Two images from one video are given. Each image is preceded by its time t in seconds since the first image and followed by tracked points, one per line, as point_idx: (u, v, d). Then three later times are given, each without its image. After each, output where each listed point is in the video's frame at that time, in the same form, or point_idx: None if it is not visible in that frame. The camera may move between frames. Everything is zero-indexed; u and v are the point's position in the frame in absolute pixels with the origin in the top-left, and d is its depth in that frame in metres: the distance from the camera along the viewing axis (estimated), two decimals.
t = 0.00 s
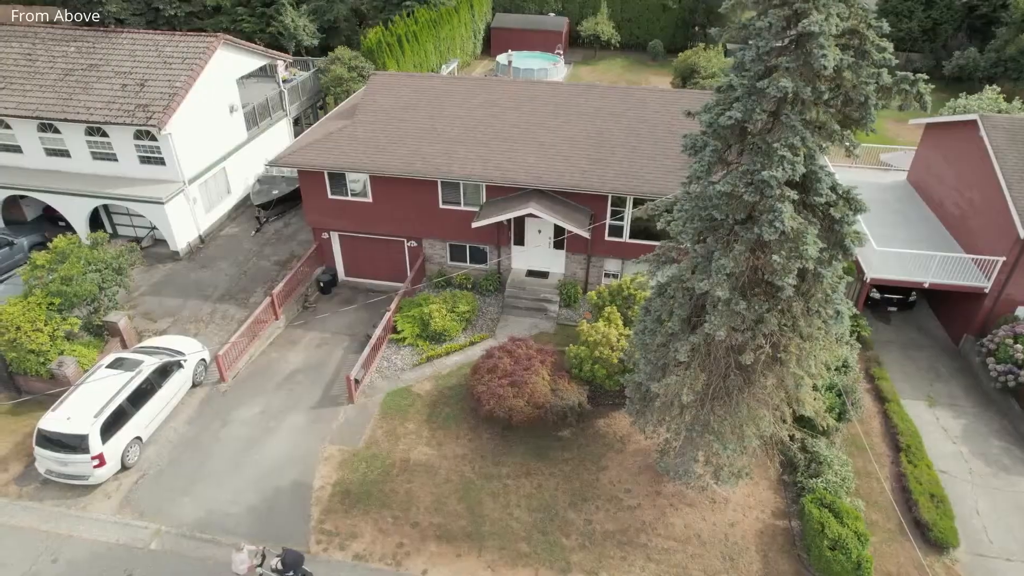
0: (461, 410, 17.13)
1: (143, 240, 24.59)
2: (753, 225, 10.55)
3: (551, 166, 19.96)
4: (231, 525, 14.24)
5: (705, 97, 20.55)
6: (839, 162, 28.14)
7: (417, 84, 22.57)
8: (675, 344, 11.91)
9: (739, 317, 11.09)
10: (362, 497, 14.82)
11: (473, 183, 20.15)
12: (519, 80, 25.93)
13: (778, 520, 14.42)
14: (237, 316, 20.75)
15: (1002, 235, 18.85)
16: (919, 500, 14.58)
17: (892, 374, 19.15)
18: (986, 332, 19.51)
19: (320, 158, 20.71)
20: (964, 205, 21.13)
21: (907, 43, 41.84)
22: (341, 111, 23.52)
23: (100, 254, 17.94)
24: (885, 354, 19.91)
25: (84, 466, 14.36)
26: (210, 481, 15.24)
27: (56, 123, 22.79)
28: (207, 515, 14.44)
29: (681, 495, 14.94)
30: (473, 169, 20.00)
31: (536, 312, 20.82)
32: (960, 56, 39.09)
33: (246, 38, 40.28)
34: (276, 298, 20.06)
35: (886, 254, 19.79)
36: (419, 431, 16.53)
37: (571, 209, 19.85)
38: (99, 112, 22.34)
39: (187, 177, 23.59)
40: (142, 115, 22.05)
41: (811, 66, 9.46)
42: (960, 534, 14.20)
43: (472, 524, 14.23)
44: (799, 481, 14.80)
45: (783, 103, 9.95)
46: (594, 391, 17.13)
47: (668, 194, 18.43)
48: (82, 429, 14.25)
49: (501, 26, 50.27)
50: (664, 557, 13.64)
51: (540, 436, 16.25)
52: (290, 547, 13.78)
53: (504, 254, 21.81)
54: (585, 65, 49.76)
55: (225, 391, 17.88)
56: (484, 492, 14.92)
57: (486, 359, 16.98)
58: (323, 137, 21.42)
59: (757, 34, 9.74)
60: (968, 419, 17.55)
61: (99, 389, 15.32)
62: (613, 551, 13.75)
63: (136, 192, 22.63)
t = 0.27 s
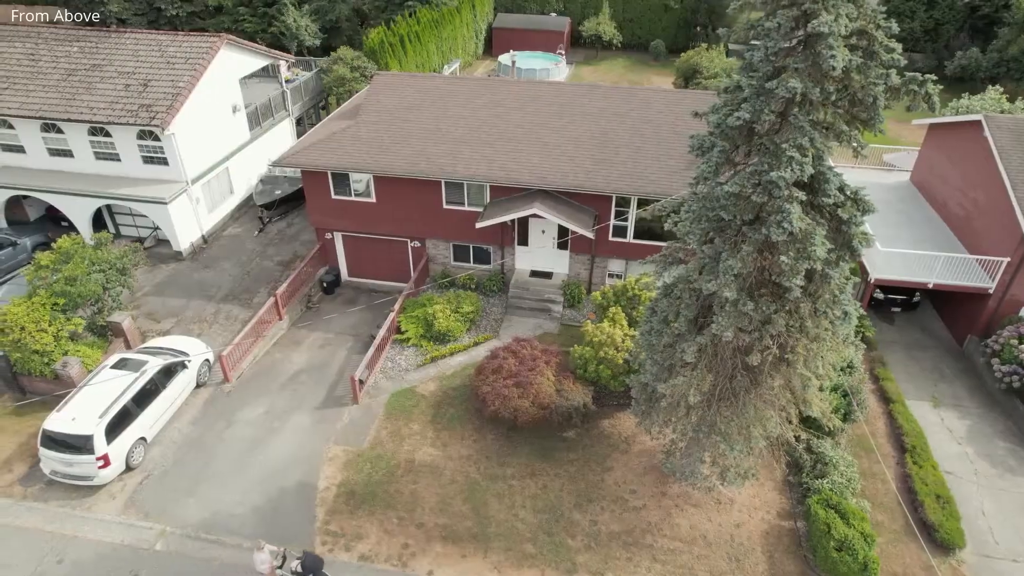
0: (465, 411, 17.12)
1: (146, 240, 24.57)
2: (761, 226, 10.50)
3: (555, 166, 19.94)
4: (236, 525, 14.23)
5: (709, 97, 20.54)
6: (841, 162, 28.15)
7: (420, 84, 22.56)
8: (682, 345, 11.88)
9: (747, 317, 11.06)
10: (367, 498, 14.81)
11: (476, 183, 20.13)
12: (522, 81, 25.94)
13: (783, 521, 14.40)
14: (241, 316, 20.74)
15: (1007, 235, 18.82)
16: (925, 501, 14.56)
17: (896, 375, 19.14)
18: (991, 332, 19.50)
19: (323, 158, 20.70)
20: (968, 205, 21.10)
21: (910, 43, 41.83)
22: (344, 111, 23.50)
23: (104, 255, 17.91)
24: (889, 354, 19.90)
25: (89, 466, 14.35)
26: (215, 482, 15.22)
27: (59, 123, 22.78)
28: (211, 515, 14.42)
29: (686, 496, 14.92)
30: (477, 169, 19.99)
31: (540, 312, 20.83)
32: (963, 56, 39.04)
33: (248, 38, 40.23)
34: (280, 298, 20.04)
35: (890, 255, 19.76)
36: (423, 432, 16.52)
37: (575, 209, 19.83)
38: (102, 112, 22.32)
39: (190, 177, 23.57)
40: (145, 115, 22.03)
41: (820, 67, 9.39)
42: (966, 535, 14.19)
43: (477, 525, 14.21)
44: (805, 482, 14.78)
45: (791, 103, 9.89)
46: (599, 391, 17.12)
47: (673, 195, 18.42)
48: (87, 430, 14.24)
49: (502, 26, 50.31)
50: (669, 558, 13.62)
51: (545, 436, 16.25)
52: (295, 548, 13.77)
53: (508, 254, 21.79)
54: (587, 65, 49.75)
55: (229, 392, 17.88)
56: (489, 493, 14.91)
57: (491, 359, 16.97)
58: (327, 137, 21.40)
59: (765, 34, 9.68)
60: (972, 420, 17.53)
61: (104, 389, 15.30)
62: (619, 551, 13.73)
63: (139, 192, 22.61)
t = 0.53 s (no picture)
0: (471, 411, 17.10)
1: (150, 240, 24.56)
2: (771, 227, 10.45)
3: (561, 166, 19.93)
4: (243, 526, 14.20)
5: (714, 98, 20.53)
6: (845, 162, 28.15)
7: (425, 84, 22.54)
8: (691, 346, 11.86)
9: (757, 318, 11.02)
10: (374, 499, 14.79)
11: (482, 183, 20.11)
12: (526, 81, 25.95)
13: (791, 521, 14.39)
14: (246, 317, 20.71)
15: (1012, 236, 18.82)
16: (933, 501, 14.57)
17: (902, 375, 19.13)
18: (996, 333, 19.52)
19: (328, 158, 20.68)
20: (973, 206, 21.10)
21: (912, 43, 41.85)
22: (348, 111, 23.48)
23: (109, 255, 17.89)
24: (894, 355, 19.90)
25: (96, 467, 14.32)
26: (221, 482, 15.20)
27: (63, 123, 22.75)
28: (218, 516, 14.41)
29: (693, 497, 14.91)
30: (482, 169, 19.97)
31: (545, 312, 20.83)
32: (965, 56, 39.04)
33: (251, 38, 40.24)
34: (285, 298, 20.03)
35: (896, 255, 19.74)
36: (430, 432, 16.52)
37: (581, 210, 19.82)
38: (106, 112, 22.30)
39: (194, 177, 23.53)
40: (150, 115, 22.01)
41: (832, 67, 9.32)
42: (974, 536, 14.18)
43: (485, 526, 14.20)
44: (812, 483, 14.76)
45: (802, 103, 9.83)
46: (605, 391, 17.10)
47: (679, 195, 18.41)
48: (94, 430, 14.22)
49: (504, 26, 50.37)
50: (678, 559, 13.60)
51: (551, 437, 16.23)
52: (302, 549, 13.74)
53: (513, 254, 21.79)
54: (589, 65, 49.80)
55: (235, 392, 17.86)
56: (497, 493, 14.90)
57: (497, 359, 16.96)
58: (331, 137, 21.39)
59: (776, 34, 9.58)
60: (979, 420, 17.53)
61: (110, 390, 15.26)
62: (627, 552, 13.72)
63: (143, 192, 22.59)
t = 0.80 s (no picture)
0: (479, 412, 17.09)
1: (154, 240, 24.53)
2: (783, 228, 10.40)
3: (567, 167, 19.91)
4: (251, 528, 14.17)
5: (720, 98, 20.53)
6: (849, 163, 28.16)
7: (431, 85, 22.52)
8: (701, 347, 11.83)
9: (768, 319, 10.97)
10: (383, 500, 14.77)
11: (488, 183, 20.10)
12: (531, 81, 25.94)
13: (799, 522, 14.37)
14: (252, 318, 20.68)
15: (1019, 236, 18.80)
16: (941, 502, 14.57)
17: (909, 376, 19.13)
18: (1003, 333, 19.52)
19: (334, 158, 20.66)
20: (979, 206, 21.08)
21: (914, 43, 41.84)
22: (353, 111, 23.46)
23: (115, 255, 17.85)
24: (900, 355, 19.90)
25: (104, 469, 14.29)
26: (229, 484, 15.17)
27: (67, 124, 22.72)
28: (226, 517, 14.38)
29: (702, 498, 14.89)
30: (488, 170, 19.96)
31: (551, 312, 20.84)
32: (967, 56, 39.02)
33: (253, 38, 40.26)
34: (291, 299, 20.01)
35: (901, 256, 19.74)
36: (437, 433, 16.50)
37: (588, 211, 19.82)
38: (111, 112, 22.28)
39: (199, 177, 23.50)
40: (155, 115, 21.98)
41: (846, 69, 9.25)
42: (983, 537, 14.17)
43: (494, 527, 14.19)
44: (820, 483, 14.74)
45: (816, 104, 9.77)
46: (613, 392, 17.10)
47: (685, 196, 18.40)
48: (102, 431, 14.18)
49: (506, 26, 50.39)
50: (687, 560, 13.59)
51: (559, 438, 16.21)
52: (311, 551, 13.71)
53: (519, 255, 21.78)
54: (591, 65, 49.83)
55: (241, 393, 17.82)
56: (505, 494, 14.89)
57: (505, 360, 16.95)
58: (337, 137, 21.38)
59: (790, 36, 9.53)
60: (985, 420, 17.53)
61: (117, 391, 15.22)
62: (636, 553, 13.70)
63: (148, 193, 22.56)
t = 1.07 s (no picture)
0: (486, 413, 17.08)
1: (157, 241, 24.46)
2: (796, 229, 10.35)
3: (572, 167, 19.90)
4: (259, 530, 14.13)
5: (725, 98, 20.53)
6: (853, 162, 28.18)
7: (435, 85, 22.49)
8: (713, 348, 11.80)
9: (780, 320, 10.94)
10: (391, 501, 14.74)
11: (494, 184, 20.08)
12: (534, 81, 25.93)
13: (808, 522, 14.36)
14: (256, 319, 20.63)
15: None
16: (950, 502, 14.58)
17: (914, 376, 19.13)
18: (1007, 333, 19.56)
19: (339, 159, 20.62)
20: (983, 206, 21.12)
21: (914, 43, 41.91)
22: (357, 111, 23.41)
23: (121, 257, 17.78)
24: (906, 355, 19.91)
25: (111, 471, 14.22)
26: (236, 486, 15.12)
27: (70, 124, 22.64)
28: (235, 519, 14.34)
29: (710, 498, 14.88)
30: (494, 170, 19.95)
31: (556, 313, 20.85)
32: (968, 56, 39.08)
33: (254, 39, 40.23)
34: (296, 300, 19.98)
35: (906, 255, 19.74)
36: (445, 434, 16.48)
37: (594, 211, 19.80)
38: (115, 113, 22.22)
39: (202, 178, 23.45)
40: (158, 116, 21.93)
41: (860, 69, 9.19)
42: (992, 536, 14.18)
43: (503, 528, 14.17)
44: (829, 483, 14.72)
45: (829, 104, 9.72)
46: (620, 393, 17.09)
47: (692, 196, 18.39)
48: (109, 433, 14.12)
49: (506, 26, 50.43)
50: (697, 560, 13.58)
51: (567, 438, 16.20)
52: (320, 553, 13.67)
53: (524, 255, 21.76)
54: (592, 65, 49.88)
55: (247, 395, 17.76)
56: (514, 495, 14.87)
57: (512, 361, 16.94)
58: (342, 138, 21.34)
59: (804, 36, 9.47)
60: (991, 420, 17.55)
61: (124, 393, 15.15)
62: (646, 554, 13.69)
63: (151, 194, 22.50)
